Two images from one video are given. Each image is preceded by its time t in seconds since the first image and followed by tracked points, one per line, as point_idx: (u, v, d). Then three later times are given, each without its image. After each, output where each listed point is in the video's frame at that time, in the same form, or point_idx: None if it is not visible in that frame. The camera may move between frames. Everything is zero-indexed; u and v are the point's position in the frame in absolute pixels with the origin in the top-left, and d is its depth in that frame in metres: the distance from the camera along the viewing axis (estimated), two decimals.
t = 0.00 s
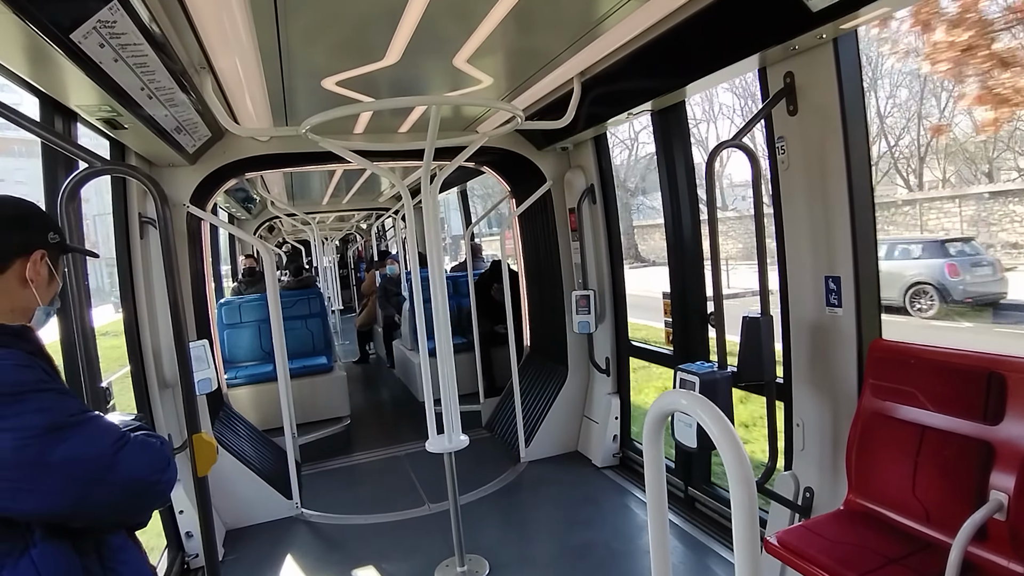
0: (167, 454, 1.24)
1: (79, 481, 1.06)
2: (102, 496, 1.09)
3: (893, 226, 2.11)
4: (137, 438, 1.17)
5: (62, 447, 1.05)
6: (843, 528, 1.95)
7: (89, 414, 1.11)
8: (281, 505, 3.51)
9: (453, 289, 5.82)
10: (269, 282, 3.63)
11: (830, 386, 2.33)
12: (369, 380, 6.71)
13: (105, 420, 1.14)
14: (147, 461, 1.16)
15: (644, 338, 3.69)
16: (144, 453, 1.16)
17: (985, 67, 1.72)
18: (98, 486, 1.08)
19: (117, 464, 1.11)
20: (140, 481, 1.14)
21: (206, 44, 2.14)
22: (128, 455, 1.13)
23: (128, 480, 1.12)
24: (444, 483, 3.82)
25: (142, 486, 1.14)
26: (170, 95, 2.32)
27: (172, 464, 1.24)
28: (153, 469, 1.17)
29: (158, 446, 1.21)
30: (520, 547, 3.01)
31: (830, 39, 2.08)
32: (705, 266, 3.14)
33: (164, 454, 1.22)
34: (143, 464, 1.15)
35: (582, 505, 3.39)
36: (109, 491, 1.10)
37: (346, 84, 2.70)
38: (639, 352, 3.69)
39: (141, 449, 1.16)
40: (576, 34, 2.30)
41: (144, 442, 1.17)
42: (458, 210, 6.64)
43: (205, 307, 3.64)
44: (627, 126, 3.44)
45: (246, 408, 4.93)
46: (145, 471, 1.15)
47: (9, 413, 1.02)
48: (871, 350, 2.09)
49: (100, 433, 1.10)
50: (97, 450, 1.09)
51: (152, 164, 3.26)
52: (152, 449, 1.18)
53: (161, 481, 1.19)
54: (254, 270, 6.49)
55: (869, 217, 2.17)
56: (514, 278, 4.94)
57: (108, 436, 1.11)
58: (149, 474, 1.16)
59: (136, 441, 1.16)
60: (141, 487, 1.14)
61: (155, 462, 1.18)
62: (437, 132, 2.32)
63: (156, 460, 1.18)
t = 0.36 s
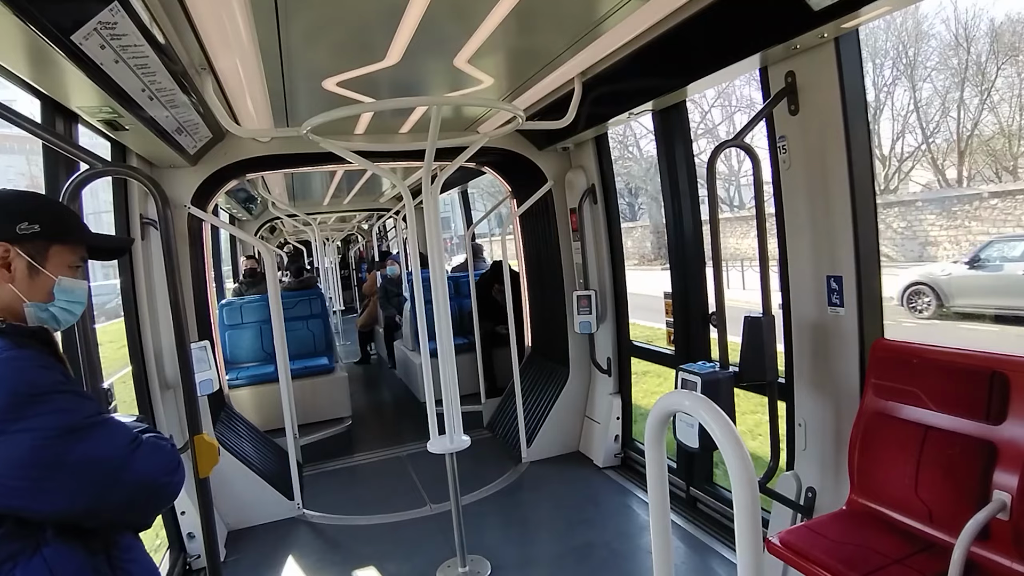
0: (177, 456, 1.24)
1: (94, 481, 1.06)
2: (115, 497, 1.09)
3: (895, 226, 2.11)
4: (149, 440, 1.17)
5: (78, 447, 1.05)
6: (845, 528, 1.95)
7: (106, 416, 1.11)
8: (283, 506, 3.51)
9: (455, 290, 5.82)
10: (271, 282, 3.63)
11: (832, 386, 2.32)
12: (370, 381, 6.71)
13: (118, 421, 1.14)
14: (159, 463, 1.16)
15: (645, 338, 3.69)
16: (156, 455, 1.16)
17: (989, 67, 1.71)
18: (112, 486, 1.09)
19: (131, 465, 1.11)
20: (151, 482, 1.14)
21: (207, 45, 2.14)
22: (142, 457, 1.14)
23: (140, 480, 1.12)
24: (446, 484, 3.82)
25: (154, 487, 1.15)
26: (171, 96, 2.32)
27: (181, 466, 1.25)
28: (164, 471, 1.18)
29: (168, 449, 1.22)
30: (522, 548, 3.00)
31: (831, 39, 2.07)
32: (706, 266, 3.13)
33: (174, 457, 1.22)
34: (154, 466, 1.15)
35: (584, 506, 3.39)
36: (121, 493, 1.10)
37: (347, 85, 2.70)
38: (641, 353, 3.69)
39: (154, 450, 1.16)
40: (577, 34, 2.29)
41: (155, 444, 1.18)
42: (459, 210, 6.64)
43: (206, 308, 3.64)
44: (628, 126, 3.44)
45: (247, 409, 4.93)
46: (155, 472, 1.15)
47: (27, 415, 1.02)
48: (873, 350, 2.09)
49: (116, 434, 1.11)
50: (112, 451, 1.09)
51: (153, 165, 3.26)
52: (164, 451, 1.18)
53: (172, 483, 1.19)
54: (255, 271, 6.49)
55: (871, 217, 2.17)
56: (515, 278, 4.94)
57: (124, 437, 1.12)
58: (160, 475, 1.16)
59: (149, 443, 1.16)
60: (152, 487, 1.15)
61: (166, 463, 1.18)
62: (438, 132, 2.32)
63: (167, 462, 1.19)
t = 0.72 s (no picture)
0: (132, 498, 1.31)
1: (38, 527, 1.12)
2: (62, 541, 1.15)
3: (868, 229, 2.15)
4: (100, 482, 1.24)
5: (21, 494, 1.11)
6: (827, 530, 1.97)
7: (52, 460, 1.17)
8: (268, 523, 3.46)
9: (440, 302, 5.83)
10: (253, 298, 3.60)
11: (812, 389, 2.36)
12: (356, 395, 6.67)
13: (68, 465, 1.21)
14: (109, 506, 1.23)
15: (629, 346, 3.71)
16: (105, 498, 1.23)
17: (955, 72, 1.75)
18: (56, 531, 1.14)
19: (76, 510, 1.17)
20: (102, 526, 1.20)
21: (185, 63, 2.14)
22: (90, 500, 1.20)
23: (89, 524, 1.18)
24: (433, 497, 3.80)
25: (101, 530, 1.20)
26: (149, 113, 2.32)
27: (137, 508, 1.31)
28: (115, 515, 1.24)
29: (122, 491, 1.29)
30: (510, 559, 2.99)
31: (801, 50, 2.12)
32: (688, 273, 3.17)
33: (127, 499, 1.29)
34: (104, 508, 1.22)
35: (571, 515, 3.39)
36: (68, 537, 1.16)
37: (327, 100, 2.71)
38: (625, 361, 3.71)
39: (103, 493, 1.23)
40: (554, 46, 2.32)
41: (106, 486, 1.25)
42: (443, 222, 6.66)
43: (187, 325, 3.61)
44: (607, 136, 3.47)
45: (232, 426, 4.87)
46: (104, 516, 1.21)
47: None
48: (850, 353, 2.12)
49: (63, 479, 1.17)
50: (56, 496, 1.15)
51: (132, 182, 3.24)
52: (114, 494, 1.25)
53: (125, 527, 1.26)
54: (239, 287, 6.44)
55: (844, 222, 2.21)
56: (500, 289, 4.95)
57: (71, 480, 1.18)
58: (110, 518, 1.22)
59: (97, 485, 1.23)
60: (104, 532, 1.21)
61: (118, 506, 1.25)
62: (418, 145, 2.33)
63: (118, 505, 1.25)
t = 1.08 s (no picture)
0: (86, 516, 1.30)
1: None
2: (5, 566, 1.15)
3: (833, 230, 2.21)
4: (49, 501, 1.23)
5: None
6: (797, 524, 2.02)
7: None
8: (243, 530, 3.42)
9: (417, 305, 5.81)
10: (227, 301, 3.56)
11: (782, 386, 2.41)
12: (333, 399, 6.62)
13: (16, 483, 1.21)
14: (56, 527, 1.22)
15: (605, 346, 3.75)
16: (54, 519, 1.22)
17: (924, 73, 1.80)
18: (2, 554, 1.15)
19: (21, 532, 1.17)
20: (50, 547, 1.20)
21: (155, 64, 2.12)
22: (36, 521, 1.20)
23: (34, 546, 1.18)
24: (411, 500, 3.79)
25: (50, 551, 1.20)
26: (118, 115, 2.29)
27: (91, 525, 1.30)
28: (64, 536, 1.23)
29: (74, 509, 1.27)
30: (489, 560, 3.00)
31: (768, 55, 2.17)
32: (661, 274, 3.22)
33: (80, 517, 1.28)
34: (51, 529, 1.21)
35: (549, 515, 3.41)
36: (12, 561, 1.15)
37: (301, 102, 2.70)
38: (601, 361, 3.75)
39: (51, 513, 1.22)
40: (529, 50, 2.34)
41: (56, 505, 1.24)
42: (420, 224, 6.65)
43: (159, 329, 3.55)
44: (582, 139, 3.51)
45: (205, 432, 4.81)
46: (51, 537, 1.20)
47: None
48: (818, 350, 2.18)
49: (9, 500, 1.17)
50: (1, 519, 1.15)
51: (101, 185, 3.19)
52: (64, 513, 1.24)
53: (76, 546, 1.25)
54: (212, 290, 6.36)
55: (811, 222, 2.27)
56: (477, 291, 4.96)
57: (17, 501, 1.18)
58: (59, 538, 1.22)
59: (46, 506, 1.22)
60: (53, 553, 1.21)
61: (68, 526, 1.24)
62: (393, 148, 2.33)
63: (68, 525, 1.24)
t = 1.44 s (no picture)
0: (82, 510, 1.35)
1: None
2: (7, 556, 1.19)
3: (823, 229, 2.22)
4: (47, 495, 1.28)
5: None
6: (786, 522, 2.03)
7: None
8: (233, 530, 3.40)
9: (409, 303, 5.80)
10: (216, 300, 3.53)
11: (772, 385, 2.42)
12: (324, 398, 6.60)
13: (15, 478, 1.26)
14: (55, 518, 1.27)
15: (597, 345, 3.75)
16: (52, 511, 1.27)
17: (893, 78, 1.83)
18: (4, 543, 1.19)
19: (21, 521, 1.22)
20: (49, 538, 1.25)
21: (142, 61, 2.10)
22: (35, 513, 1.24)
23: (34, 537, 1.23)
24: (403, 499, 3.78)
25: (50, 540, 1.25)
26: (105, 112, 2.26)
27: (87, 519, 1.35)
28: (62, 528, 1.28)
29: (71, 502, 1.33)
30: (480, 559, 3.00)
31: (758, 55, 2.18)
32: (652, 273, 3.23)
33: (77, 510, 1.33)
34: (50, 521, 1.26)
35: (540, 514, 3.41)
36: (13, 551, 1.20)
37: (291, 100, 2.68)
38: (592, 360, 3.75)
39: (50, 505, 1.27)
40: (521, 48, 2.34)
41: (54, 498, 1.29)
42: (412, 222, 6.63)
43: (147, 328, 3.52)
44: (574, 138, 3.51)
45: (195, 432, 4.78)
46: (50, 528, 1.25)
47: None
48: (807, 350, 2.19)
49: (8, 492, 1.22)
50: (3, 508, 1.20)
51: (88, 183, 3.15)
52: (62, 506, 1.29)
53: (73, 539, 1.30)
54: (202, 288, 6.31)
55: (801, 222, 2.28)
56: (468, 289, 4.95)
57: (17, 493, 1.23)
58: (58, 528, 1.27)
59: (44, 497, 1.27)
60: (51, 544, 1.25)
61: (66, 519, 1.29)
62: (384, 147, 2.32)
63: (66, 517, 1.29)
